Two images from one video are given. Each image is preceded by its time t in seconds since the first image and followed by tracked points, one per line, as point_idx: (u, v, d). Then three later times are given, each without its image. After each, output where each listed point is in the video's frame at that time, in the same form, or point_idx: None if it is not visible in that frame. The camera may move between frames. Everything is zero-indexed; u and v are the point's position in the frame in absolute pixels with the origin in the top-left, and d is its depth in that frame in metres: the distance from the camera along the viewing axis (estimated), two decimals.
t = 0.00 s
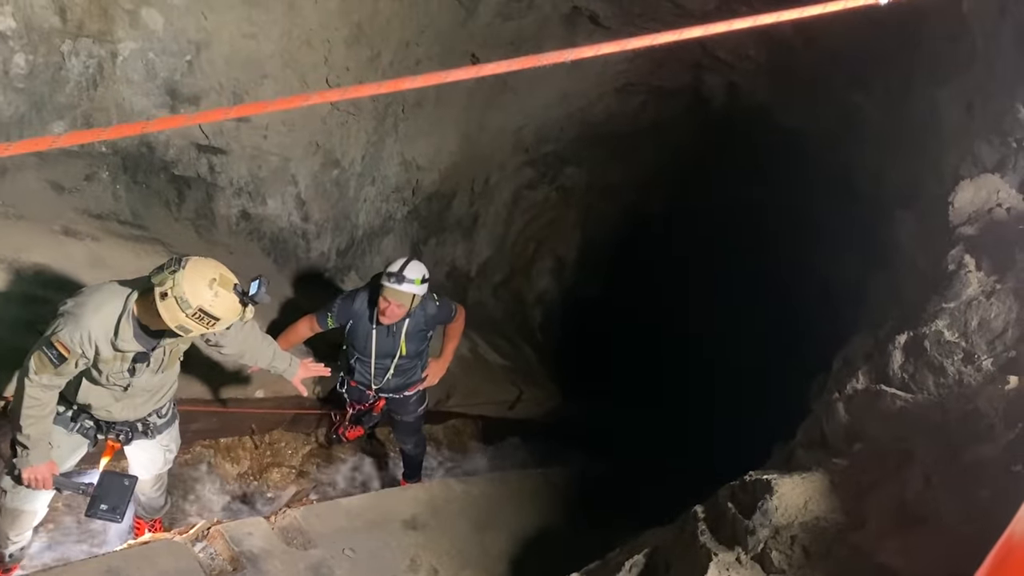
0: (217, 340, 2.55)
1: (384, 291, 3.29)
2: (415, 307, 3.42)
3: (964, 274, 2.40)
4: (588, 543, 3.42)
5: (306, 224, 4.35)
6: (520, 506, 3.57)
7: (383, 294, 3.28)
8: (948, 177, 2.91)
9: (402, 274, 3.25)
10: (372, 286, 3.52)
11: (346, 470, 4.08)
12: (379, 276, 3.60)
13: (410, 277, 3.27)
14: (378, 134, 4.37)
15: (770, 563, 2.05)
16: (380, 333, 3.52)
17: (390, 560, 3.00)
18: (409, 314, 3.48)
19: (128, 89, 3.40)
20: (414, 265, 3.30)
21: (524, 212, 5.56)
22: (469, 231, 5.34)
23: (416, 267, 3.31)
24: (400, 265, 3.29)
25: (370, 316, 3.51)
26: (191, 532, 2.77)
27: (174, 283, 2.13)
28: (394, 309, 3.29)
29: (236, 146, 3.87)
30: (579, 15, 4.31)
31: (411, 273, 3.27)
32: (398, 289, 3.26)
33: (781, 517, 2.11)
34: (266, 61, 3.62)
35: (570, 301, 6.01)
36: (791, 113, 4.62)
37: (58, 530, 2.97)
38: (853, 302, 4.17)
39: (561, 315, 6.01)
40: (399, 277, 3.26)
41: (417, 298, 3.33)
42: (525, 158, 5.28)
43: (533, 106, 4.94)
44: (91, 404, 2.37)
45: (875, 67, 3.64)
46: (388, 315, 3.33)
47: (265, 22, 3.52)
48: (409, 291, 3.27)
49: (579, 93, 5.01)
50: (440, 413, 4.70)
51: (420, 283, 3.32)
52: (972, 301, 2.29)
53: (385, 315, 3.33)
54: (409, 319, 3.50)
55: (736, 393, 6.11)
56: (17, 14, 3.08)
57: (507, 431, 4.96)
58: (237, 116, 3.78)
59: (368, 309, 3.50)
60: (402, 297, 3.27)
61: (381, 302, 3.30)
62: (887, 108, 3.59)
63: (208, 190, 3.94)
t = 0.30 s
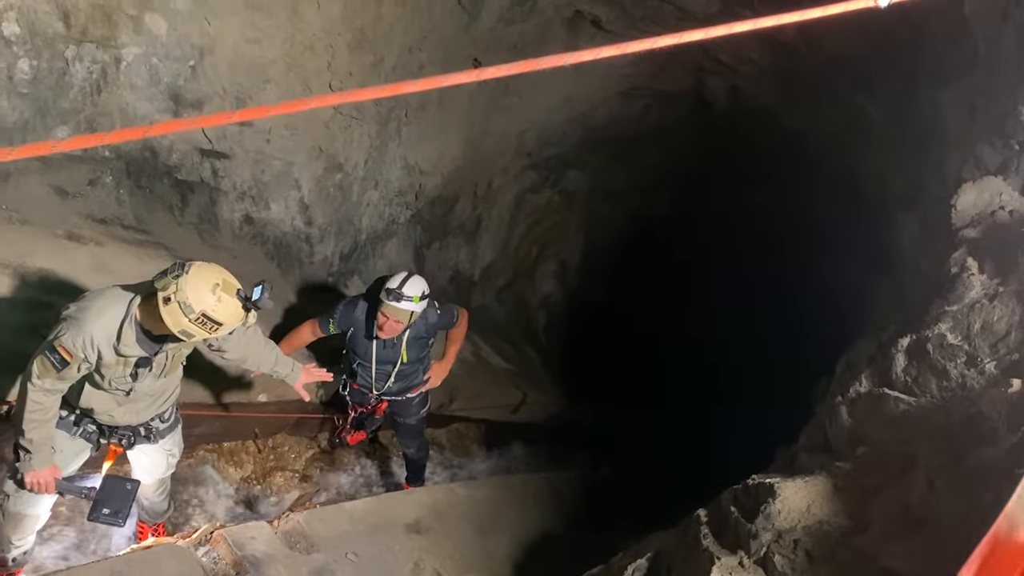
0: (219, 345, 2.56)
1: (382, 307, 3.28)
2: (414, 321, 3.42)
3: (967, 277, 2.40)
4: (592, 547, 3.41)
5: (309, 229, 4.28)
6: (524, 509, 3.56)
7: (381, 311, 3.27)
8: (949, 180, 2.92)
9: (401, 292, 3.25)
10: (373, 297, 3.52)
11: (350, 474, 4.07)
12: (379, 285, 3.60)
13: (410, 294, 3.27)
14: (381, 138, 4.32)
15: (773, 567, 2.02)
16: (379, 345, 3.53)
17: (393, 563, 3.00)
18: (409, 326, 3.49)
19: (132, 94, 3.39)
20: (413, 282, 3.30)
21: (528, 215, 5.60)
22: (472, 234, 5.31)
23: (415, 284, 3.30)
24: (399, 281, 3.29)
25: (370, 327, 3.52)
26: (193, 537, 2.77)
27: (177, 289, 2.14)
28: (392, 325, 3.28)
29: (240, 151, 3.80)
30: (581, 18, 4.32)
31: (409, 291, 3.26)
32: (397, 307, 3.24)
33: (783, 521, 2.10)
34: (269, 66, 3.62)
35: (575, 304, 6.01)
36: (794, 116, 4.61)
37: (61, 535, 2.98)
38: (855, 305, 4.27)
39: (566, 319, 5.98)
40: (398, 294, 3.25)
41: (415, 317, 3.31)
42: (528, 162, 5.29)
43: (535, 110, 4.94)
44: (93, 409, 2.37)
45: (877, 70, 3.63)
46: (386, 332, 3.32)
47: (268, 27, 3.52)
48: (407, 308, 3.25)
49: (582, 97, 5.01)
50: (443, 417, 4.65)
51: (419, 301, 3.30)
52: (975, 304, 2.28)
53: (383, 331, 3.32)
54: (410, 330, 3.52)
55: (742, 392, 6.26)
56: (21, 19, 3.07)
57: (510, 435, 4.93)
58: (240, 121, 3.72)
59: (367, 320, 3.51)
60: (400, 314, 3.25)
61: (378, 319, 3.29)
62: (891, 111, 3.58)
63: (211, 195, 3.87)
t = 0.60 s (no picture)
0: (223, 349, 2.56)
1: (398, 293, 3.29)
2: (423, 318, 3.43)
3: (972, 278, 2.40)
4: (598, 550, 3.40)
5: (314, 233, 4.29)
6: (529, 513, 3.56)
7: (396, 296, 3.27)
8: (954, 181, 2.90)
9: (420, 280, 3.31)
10: (381, 295, 3.55)
11: (355, 478, 4.07)
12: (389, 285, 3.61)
13: (428, 284, 3.33)
14: (385, 142, 4.32)
15: (778, 570, 2.01)
16: (385, 342, 3.52)
17: (398, 567, 2.99)
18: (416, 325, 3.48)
19: (137, 99, 3.40)
20: (432, 276, 3.37)
21: (532, 218, 5.60)
22: (477, 238, 5.32)
23: (433, 278, 3.38)
24: (420, 273, 3.36)
25: (377, 324, 3.52)
26: (198, 540, 2.74)
27: (180, 293, 2.14)
28: (404, 313, 3.27)
29: (245, 155, 3.79)
30: (585, 21, 4.32)
31: (428, 281, 3.33)
32: (415, 292, 3.28)
33: (788, 523, 2.09)
34: (273, 70, 3.63)
35: (581, 307, 6.02)
36: (799, 118, 4.60)
37: (67, 539, 2.98)
38: (859, 304, 4.26)
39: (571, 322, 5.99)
40: (416, 282, 3.30)
41: (429, 308, 3.34)
42: (532, 165, 5.29)
43: (539, 114, 4.94)
44: (98, 413, 2.38)
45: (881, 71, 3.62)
46: (396, 319, 3.30)
47: (273, 32, 3.53)
48: (424, 296, 3.29)
49: (585, 100, 5.00)
50: (449, 420, 4.66)
51: (435, 294, 3.36)
52: (980, 305, 2.27)
53: (393, 317, 3.30)
54: (415, 329, 3.49)
55: (746, 393, 6.25)
56: (26, 25, 3.08)
57: (516, 438, 4.90)
58: (244, 125, 3.72)
59: (375, 318, 3.51)
60: (416, 301, 3.27)
61: (392, 304, 3.27)
62: (894, 113, 3.57)
63: (216, 200, 3.88)
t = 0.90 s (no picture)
0: (233, 355, 2.57)
1: (411, 295, 3.29)
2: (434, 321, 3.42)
3: (982, 279, 2.41)
4: (608, 554, 3.40)
5: (323, 237, 4.30)
6: (539, 516, 3.55)
7: (409, 297, 3.28)
8: (964, 182, 2.88)
9: (434, 282, 3.31)
10: (393, 297, 3.53)
11: (364, 481, 4.08)
12: (402, 287, 3.60)
13: (441, 287, 3.32)
14: (394, 146, 4.33)
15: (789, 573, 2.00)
16: (395, 343, 3.53)
17: (408, 571, 3.00)
18: (427, 329, 3.49)
19: (147, 105, 3.43)
20: (445, 278, 3.37)
21: (540, 221, 5.60)
22: (485, 241, 5.32)
23: (446, 280, 3.37)
24: (434, 276, 3.36)
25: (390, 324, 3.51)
26: (209, 544, 2.74)
27: (185, 297, 2.16)
28: (417, 314, 3.27)
29: (254, 160, 3.81)
30: (592, 24, 4.32)
31: (442, 284, 3.32)
32: (427, 294, 3.28)
33: (799, 526, 2.08)
34: (282, 75, 3.65)
35: (590, 309, 6.07)
36: (808, 120, 4.57)
37: (79, 542, 3.00)
38: (870, 305, 4.24)
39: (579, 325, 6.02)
40: (430, 284, 3.29)
41: (442, 311, 3.33)
42: (541, 168, 5.28)
43: (547, 117, 4.94)
44: (108, 418, 2.39)
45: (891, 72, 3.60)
46: (409, 321, 3.30)
47: (281, 38, 3.55)
48: (436, 298, 3.28)
49: (593, 103, 4.99)
50: (457, 424, 4.65)
51: (448, 296, 3.36)
52: (991, 307, 2.26)
53: (407, 319, 3.29)
54: (425, 333, 3.50)
55: (754, 396, 6.17)
56: (38, 32, 3.11)
57: (526, 442, 4.89)
58: (253, 131, 3.73)
59: (387, 319, 3.51)
60: (429, 302, 3.27)
61: (405, 305, 3.28)
62: (904, 114, 3.54)
63: (226, 205, 3.90)
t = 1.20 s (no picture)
0: (243, 359, 2.57)
1: (415, 302, 3.29)
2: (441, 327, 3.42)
3: (988, 281, 2.38)
4: (614, 558, 3.38)
5: (329, 241, 4.30)
6: (545, 519, 3.55)
7: (414, 304, 3.28)
8: (969, 184, 2.88)
9: (438, 288, 3.29)
10: (401, 304, 3.58)
11: (370, 485, 4.08)
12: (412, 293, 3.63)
13: (445, 292, 3.30)
14: (399, 150, 4.34)
15: None
16: (404, 351, 3.52)
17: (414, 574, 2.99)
18: (434, 335, 3.49)
19: (153, 110, 3.44)
20: (451, 284, 3.35)
21: (546, 225, 5.59)
22: (491, 245, 5.32)
23: (452, 286, 3.35)
24: (438, 281, 3.34)
25: (397, 330, 3.52)
26: (214, 548, 2.75)
27: (178, 299, 2.16)
28: (422, 320, 3.29)
29: (260, 165, 3.82)
30: (597, 27, 4.32)
31: (446, 288, 3.30)
32: (432, 300, 3.27)
33: (804, 530, 2.06)
34: (288, 80, 3.66)
35: (595, 314, 6.13)
36: (815, 122, 4.54)
37: (85, 546, 3.01)
38: (876, 307, 4.23)
39: (584, 329, 6.08)
40: (434, 289, 3.28)
41: (447, 316, 3.32)
42: (547, 172, 5.27)
43: (553, 121, 4.93)
44: (115, 423, 2.40)
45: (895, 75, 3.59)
46: (415, 326, 3.33)
47: (287, 43, 3.56)
48: (441, 304, 3.27)
49: (599, 106, 4.98)
50: (464, 428, 4.57)
51: (453, 302, 3.34)
52: (997, 309, 2.25)
53: (412, 326, 3.32)
54: (433, 340, 3.50)
55: (745, 391, 6.44)
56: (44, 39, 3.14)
57: (532, 446, 4.83)
58: (259, 135, 3.75)
59: (395, 325, 3.53)
60: (433, 309, 3.26)
61: (410, 312, 3.29)
62: (910, 116, 3.53)
63: (232, 209, 3.91)
